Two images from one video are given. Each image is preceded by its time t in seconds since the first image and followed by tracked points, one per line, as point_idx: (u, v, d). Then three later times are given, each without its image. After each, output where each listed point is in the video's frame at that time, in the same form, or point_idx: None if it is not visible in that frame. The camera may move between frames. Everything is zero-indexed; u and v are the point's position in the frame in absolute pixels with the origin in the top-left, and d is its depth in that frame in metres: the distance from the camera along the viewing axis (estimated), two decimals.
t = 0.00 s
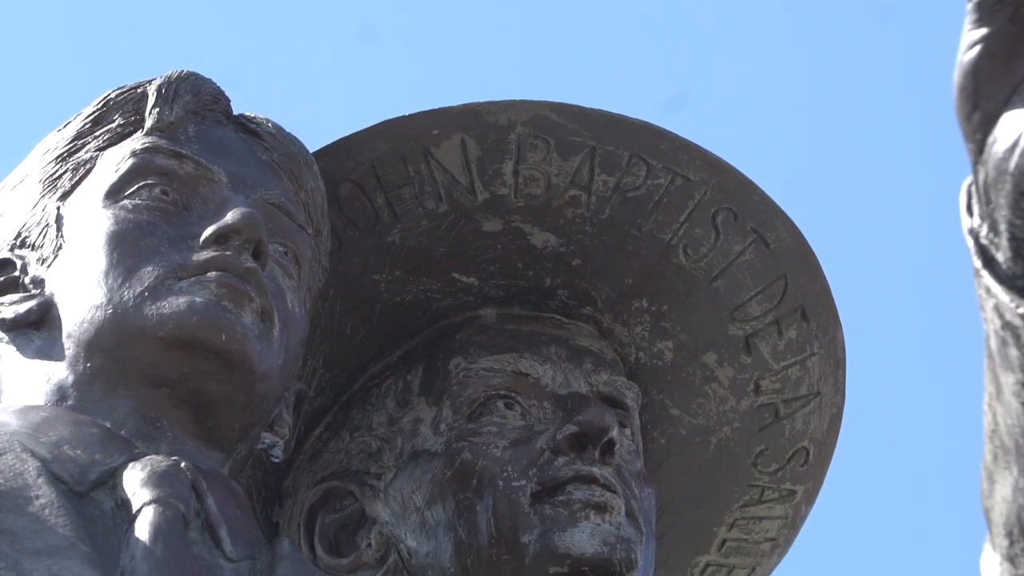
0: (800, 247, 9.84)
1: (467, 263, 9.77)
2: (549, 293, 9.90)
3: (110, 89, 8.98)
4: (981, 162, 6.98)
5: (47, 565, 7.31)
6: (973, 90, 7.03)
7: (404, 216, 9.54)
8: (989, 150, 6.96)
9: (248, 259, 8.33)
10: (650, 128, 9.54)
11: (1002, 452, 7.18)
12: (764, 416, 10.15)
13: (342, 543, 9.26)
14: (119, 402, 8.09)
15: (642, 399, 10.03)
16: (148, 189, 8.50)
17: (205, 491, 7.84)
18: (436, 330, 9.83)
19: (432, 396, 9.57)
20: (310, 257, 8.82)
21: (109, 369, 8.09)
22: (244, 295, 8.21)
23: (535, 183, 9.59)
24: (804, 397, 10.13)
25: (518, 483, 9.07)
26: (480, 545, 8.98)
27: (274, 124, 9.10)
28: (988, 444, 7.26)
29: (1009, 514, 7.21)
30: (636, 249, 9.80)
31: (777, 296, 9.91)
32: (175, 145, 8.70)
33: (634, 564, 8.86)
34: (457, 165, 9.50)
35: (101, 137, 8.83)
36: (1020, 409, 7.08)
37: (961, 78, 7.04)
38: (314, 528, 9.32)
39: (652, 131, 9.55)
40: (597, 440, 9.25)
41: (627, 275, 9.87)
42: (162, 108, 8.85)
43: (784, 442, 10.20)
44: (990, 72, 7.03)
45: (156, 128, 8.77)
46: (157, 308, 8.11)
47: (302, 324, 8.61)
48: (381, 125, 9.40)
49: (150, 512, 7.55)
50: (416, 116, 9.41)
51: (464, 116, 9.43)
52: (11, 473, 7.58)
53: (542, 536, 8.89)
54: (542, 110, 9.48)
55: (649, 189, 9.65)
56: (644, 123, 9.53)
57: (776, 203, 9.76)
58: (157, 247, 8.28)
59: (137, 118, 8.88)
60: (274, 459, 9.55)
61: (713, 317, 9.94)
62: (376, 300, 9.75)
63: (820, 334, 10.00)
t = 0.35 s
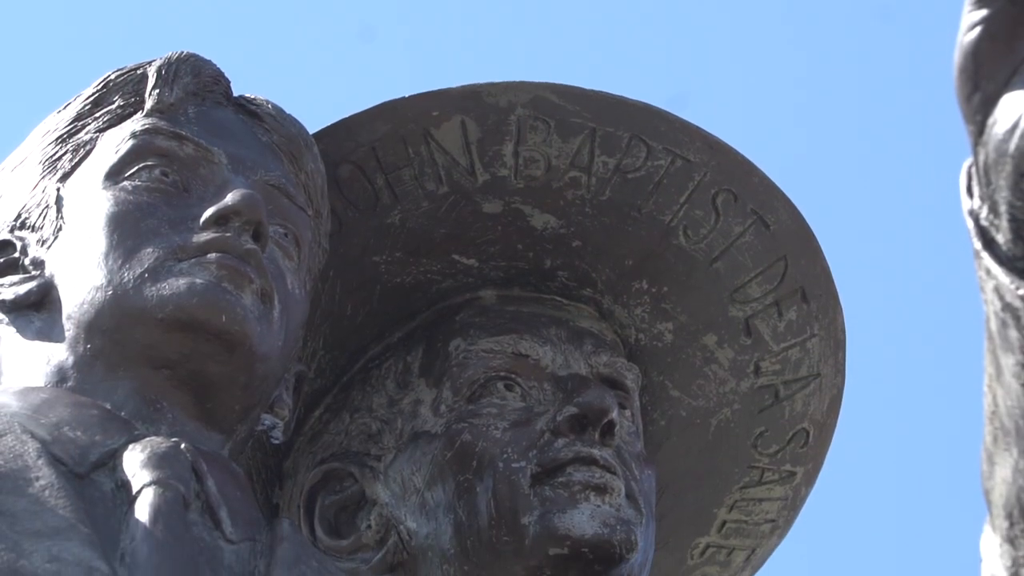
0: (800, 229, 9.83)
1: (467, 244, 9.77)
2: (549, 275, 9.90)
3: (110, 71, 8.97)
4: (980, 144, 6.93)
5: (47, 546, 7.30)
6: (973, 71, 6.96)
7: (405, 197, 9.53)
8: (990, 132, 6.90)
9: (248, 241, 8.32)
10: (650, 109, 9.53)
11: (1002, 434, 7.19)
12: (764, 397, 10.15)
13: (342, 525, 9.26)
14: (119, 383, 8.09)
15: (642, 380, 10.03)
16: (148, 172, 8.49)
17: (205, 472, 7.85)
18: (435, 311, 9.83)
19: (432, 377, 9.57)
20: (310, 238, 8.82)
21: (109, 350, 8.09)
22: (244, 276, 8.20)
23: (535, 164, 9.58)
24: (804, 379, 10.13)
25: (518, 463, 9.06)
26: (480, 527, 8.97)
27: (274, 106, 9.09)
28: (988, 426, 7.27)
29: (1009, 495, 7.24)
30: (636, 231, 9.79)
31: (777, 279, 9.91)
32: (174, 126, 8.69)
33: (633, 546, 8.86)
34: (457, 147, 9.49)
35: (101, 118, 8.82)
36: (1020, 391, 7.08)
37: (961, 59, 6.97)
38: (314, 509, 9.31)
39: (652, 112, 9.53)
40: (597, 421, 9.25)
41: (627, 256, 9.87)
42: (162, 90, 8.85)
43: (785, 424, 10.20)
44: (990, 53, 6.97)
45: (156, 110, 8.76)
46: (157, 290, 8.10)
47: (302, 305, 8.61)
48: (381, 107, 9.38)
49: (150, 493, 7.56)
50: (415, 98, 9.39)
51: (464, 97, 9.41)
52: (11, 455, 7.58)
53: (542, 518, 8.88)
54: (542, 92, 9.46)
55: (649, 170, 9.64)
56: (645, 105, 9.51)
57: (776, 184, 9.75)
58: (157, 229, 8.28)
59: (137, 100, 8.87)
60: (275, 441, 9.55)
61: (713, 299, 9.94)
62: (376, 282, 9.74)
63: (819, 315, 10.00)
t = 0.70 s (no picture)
0: (800, 214, 9.82)
1: (467, 230, 9.77)
2: (549, 260, 9.89)
3: (110, 56, 8.96)
4: (980, 129, 6.90)
5: (47, 532, 7.30)
6: (973, 56, 6.90)
7: (404, 182, 9.53)
8: (990, 118, 6.86)
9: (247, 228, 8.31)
10: (650, 95, 9.52)
11: (1002, 419, 7.20)
12: (764, 382, 10.14)
13: (342, 510, 9.26)
14: (119, 368, 8.08)
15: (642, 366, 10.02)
16: (147, 157, 8.48)
17: (205, 457, 7.84)
18: (435, 296, 9.82)
19: (432, 362, 9.57)
20: (310, 223, 8.81)
21: (109, 335, 8.08)
22: (244, 261, 8.20)
23: (535, 149, 9.57)
24: (804, 364, 10.13)
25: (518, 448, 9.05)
26: (480, 511, 8.95)
27: (274, 91, 9.08)
28: (988, 411, 7.27)
29: (1009, 480, 7.24)
30: (636, 216, 9.79)
31: (777, 264, 9.91)
32: (174, 111, 8.68)
33: (633, 531, 8.84)
34: (457, 132, 9.48)
35: (101, 104, 8.81)
36: (1020, 376, 7.09)
37: (961, 44, 6.90)
38: (314, 495, 9.33)
39: (653, 98, 9.52)
40: (597, 406, 9.25)
41: (627, 241, 9.86)
42: (162, 74, 8.83)
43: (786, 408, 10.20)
44: (990, 38, 6.90)
45: (156, 94, 8.75)
46: (157, 275, 8.09)
47: (302, 290, 8.60)
48: (381, 92, 9.37)
49: (150, 478, 7.55)
50: (415, 83, 9.38)
51: (464, 82, 9.40)
52: (10, 440, 7.58)
53: (543, 503, 8.86)
54: (542, 77, 9.44)
55: (649, 155, 9.63)
56: (645, 89, 9.50)
57: (776, 169, 9.75)
58: (157, 214, 8.26)
59: (137, 85, 8.86)
60: (275, 426, 9.55)
61: (713, 284, 9.93)
62: (377, 267, 9.74)
63: (819, 301, 9.99)
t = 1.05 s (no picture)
0: (799, 200, 9.82)
1: (467, 215, 9.76)
2: (549, 246, 9.88)
3: (110, 41, 8.95)
4: (980, 115, 6.90)
5: (47, 518, 7.28)
6: (973, 42, 6.82)
7: (404, 168, 9.52)
8: (990, 103, 6.86)
9: (247, 212, 8.30)
10: (651, 80, 9.49)
11: (1002, 405, 7.20)
12: (764, 368, 10.14)
13: (342, 495, 9.28)
14: (119, 353, 8.08)
15: (642, 351, 10.02)
16: (147, 144, 8.47)
17: (205, 443, 7.85)
18: (435, 282, 9.82)
19: (432, 348, 9.58)
20: (310, 209, 8.82)
21: (109, 321, 8.08)
22: (245, 247, 8.19)
23: (535, 135, 9.56)
24: (805, 350, 10.12)
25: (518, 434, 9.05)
26: (480, 497, 8.95)
27: (274, 77, 9.08)
28: (988, 397, 7.27)
29: (1009, 466, 7.27)
30: (636, 201, 9.78)
31: (778, 250, 9.89)
32: (174, 96, 8.67)
33: (633, 517, 8.81)
34: (457, 117, 9.47)
35: (101, 89, 8.80)
36: (1020, 362, 7.09)
37: (961, 30, 6.82)
38: (314, 480, 9.35)
39: (653, 83, 9.49)
40: (597, 392, 9.23)
41: (627, 226, 9.85)
42: (162, 60, 8.83)
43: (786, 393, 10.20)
44: (990, 25, 6.81)
45: (156, 80, 8.74)
46: (157, 261, 8.08)
47: (302, 276, 8.60)
48: (380, 77, 9.35)
49: (150, 464, 7.56)
50: (415, 68, 9.36)
51: (464, 68, 9.38)
52: (11, 425, 7.57)
53: (543, 489, 8.85)
54: (542, 63, 9.42)
55: (649, 141, 9.61)
56: (644, 75, 9.47)
57: (776, 154, 9.74)
58: (157, 199, 8.26)
59: (137, 70, 8.85)
60: (275, 412, 9.56)
61: (713, 270, 9.93)
62: (377, 253, 9.75)
63: (819, 287, 9.98)
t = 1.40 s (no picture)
0: (800, 190, 9.80)
1: (467, 206, 9.75)
2: (550, 236, 9.88)
3: (110, 32, 8.94)
4: (980, 105, 6.88)
5: (47, 508, 7.26)
6: (973, 32, 6.84)
7: (404, 157, 9.52)
8: (990, 94, 6.83)
9: (247, 203, 8.29)
10: (651, 70, 9.49)
11: (1002, 395, 7.20)
12: (764, 358, 10.13)
13: (342, 486, 9.27)
14: (119, 343, 8.07)
15: (642, 342, 10.02)
16: (147, 135, 8.45)
17: (205, 434, 7.85)
18: (436, 272, 9.81)
19: (432, 338, 9.58)
20: (310, 199, 8.81)
21: (109, 311, 8.07)
22: (244, 237, 8.18)
23: (535, 126, 9.55)
24: (805, 340, 10.12)
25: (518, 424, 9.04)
26: (480, 488, 8.94)
27: (274, 67, 9.07)
28: (988, 387, 7.27)
29: (1009, 457, 7.27)
30: (636, 191, 9.78)
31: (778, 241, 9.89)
32: (174, 86, 8.66)
33: (633, 507, 8.80)
34: (457, 107, 9.46)
35: (101, 79, 8.79)
36: (1020, 352, 7.09)
37: (961, 20, 6.84)
38: (314, 471, 9.35)
39: (653, 74, 9.49)
40: (597, 382, 9.23)
41: (627, 217, 9.85)
42: (162, 50, 8.82)
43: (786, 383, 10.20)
44: (990, 14, 6.84)
45: (156, 70, 8.74)
46: (157, 251, 8.08)
47: (302, 266, 8.59)
48: (380, 67, 9.35)
49: (150, 455, 7.56)
50: (415, 58, 9.35)
51: (463, 58, 9.38)
52: (11, 416, 7.56)
53: (543, 479, 8.83)
54: (542, 53, 9.43)
55: (649, 131, 9.61)
56: (644, 65, 9.48)
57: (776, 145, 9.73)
58: (157, 189, 8.25)
59: (137, 61, 8.84)
60: (274, 402, 9.56)
61: (713, 259, 9.92)
62: (377, 243, 9.74)
63: (819, 277, 9.97)
